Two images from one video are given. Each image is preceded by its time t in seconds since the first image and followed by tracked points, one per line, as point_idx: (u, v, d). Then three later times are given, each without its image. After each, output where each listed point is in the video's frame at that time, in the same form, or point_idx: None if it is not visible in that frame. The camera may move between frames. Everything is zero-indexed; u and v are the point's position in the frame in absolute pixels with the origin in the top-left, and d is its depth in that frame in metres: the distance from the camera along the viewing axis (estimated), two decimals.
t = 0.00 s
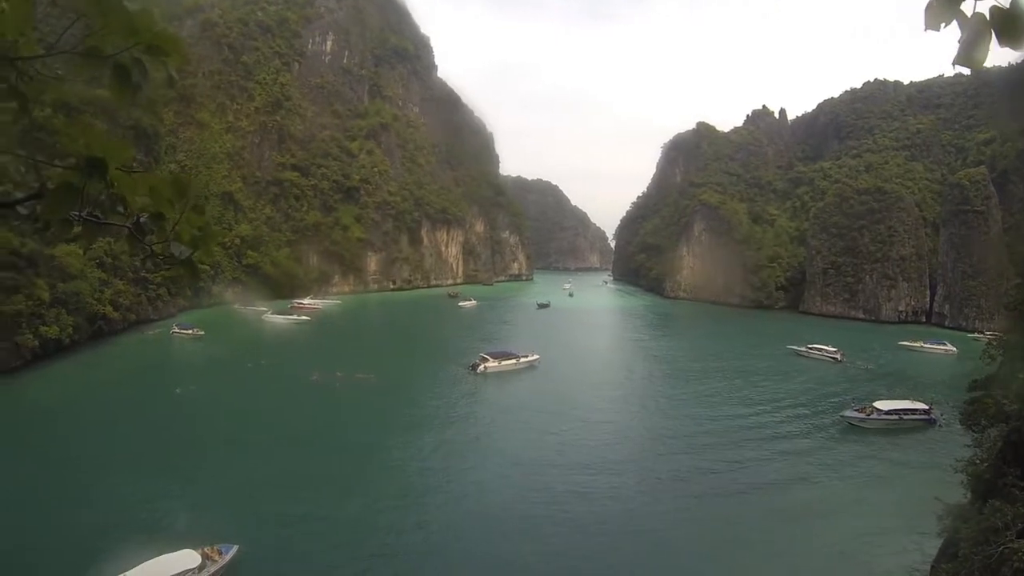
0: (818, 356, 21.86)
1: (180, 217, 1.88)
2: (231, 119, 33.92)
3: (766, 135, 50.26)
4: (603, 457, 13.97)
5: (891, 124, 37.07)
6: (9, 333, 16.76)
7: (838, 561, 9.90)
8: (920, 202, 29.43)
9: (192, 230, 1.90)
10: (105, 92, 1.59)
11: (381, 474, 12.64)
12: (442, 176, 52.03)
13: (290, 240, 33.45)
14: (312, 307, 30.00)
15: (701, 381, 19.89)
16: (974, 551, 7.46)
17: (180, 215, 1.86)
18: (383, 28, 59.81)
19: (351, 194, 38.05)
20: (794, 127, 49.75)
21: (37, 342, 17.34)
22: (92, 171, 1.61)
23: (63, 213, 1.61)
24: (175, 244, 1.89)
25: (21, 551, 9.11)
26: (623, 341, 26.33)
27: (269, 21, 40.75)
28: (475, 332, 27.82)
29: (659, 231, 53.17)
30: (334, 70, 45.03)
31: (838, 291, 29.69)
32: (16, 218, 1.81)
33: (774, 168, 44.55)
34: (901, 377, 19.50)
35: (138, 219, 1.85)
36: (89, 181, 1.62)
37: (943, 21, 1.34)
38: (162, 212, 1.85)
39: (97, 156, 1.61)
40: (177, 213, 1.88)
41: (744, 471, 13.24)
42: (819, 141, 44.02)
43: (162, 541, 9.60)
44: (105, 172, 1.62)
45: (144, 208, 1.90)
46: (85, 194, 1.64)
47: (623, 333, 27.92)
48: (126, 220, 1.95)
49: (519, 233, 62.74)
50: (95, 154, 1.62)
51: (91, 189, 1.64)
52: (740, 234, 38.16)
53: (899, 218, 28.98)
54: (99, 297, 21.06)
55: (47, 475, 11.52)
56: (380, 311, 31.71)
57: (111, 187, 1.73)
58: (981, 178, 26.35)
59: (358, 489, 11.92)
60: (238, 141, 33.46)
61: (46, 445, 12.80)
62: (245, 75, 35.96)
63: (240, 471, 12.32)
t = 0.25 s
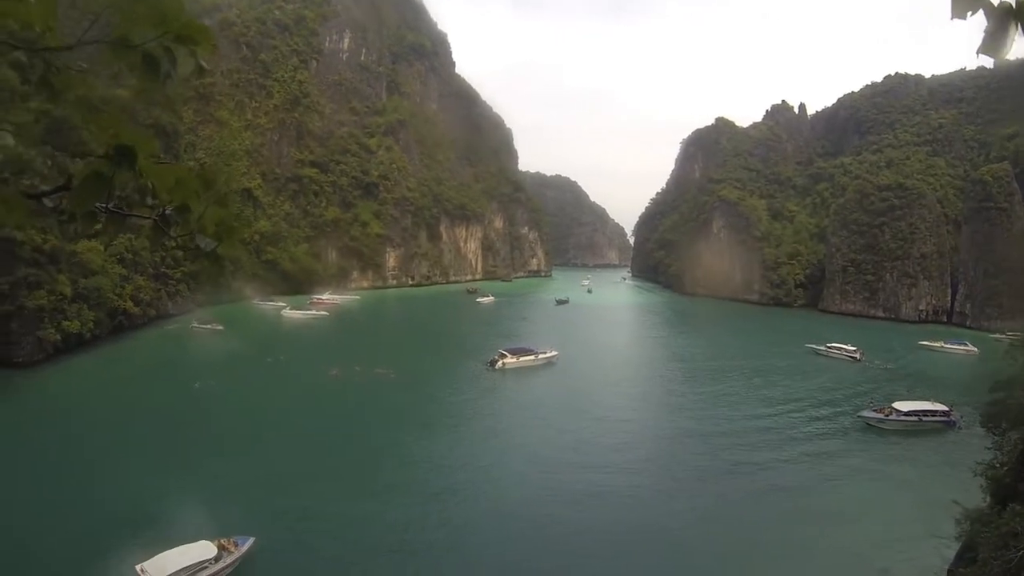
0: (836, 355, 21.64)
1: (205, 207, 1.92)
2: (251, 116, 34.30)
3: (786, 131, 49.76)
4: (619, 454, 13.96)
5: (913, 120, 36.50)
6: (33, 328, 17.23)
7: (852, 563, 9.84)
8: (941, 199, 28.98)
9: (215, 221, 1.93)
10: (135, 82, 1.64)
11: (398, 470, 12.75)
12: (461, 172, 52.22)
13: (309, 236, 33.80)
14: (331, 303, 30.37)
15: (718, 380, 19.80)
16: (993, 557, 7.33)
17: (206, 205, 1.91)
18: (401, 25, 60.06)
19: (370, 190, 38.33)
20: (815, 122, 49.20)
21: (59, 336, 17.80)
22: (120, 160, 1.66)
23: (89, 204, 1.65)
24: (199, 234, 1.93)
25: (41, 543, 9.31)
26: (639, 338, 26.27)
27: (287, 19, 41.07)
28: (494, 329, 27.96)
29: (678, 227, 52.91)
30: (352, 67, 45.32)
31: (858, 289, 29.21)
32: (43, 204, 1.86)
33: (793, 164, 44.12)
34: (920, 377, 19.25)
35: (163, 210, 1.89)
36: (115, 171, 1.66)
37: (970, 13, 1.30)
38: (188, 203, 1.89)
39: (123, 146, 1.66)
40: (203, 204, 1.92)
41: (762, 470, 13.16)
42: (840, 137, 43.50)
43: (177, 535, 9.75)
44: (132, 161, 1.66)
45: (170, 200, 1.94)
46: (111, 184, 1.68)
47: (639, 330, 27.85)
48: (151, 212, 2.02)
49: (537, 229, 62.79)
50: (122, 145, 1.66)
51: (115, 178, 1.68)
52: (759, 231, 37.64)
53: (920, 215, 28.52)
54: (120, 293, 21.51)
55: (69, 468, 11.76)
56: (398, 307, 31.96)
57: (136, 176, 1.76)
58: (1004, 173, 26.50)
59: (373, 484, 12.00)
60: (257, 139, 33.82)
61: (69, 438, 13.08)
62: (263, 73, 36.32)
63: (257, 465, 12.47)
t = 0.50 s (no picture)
0: (856, 355, 21.40)
1: (236, 193, 1.85)
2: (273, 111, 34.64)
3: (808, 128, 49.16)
4: (636, 452, 13.94)
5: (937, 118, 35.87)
6: (56, 319, 17.69)
7: (869, 567, 9.71)
8: (966, 199, 28.48)
9: (247, 207, 1.89)
10: (163, 70, 1.59)
11: (417, 464, 12.86)
12: (481, 167, 52.36)
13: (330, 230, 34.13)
14: (351, 296, 30.78)
15: (736, 379, 19.69)
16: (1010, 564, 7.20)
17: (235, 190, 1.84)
18: (422, 20, 60.20)
19: (391, 184, 38.60)
20: (839, 119, 48.52)
21: (82, 327, 18.26)
22: (152, 144, 1.66)
23: (124, 187, 1.66)
24: (228, 221, 1.89)
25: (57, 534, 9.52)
26: (656, 335, 26.19)
27: (308, 14, 41.34)
28: (514, 323, 28.10)
29: (699, 224, 52.56)
30: (373, 62, 45.56)
31: (879, 289, 28.75)
32: (75, 186, 1.87)
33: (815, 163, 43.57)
34: (942, 380, 18.97)
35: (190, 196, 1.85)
36: (149, 154, 1.67)
37: None
38: (212, 190, 1.82)
39: (157, 129, 1.66)
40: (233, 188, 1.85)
41: (780, 472, 13.02)
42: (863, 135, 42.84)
43: (190, 528, 9.89)
44: (166, 146, 1.67)
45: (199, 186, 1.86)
46: (147, 166, 1.69)
47: (657, 327, 27.76)
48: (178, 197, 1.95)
49: (557, 225, 62.77)
50: (157, 128, 1.67)
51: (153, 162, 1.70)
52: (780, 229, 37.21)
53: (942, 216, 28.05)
54: (142, 285, 21.97)
55: (87, 460, 11.98)
56: (417, 301, 32.20)
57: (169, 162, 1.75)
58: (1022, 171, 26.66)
59: (386, 479, 12.09)
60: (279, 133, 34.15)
61: (89, 430, 13.34)
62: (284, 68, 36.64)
63: (272, 458, 12.62)
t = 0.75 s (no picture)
0: (878, 353, 21.11)
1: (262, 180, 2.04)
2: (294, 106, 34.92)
3: (832, 121, 48.43)
4: (656, 449, 13.89)
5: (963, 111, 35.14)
6: (80, 314, 18.11)
7: (885, 567, 9.64)
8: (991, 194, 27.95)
9: (273, 194, 2.07)
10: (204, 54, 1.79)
11: (437, 459, 12.93)
12: (502, 161, 52.39)
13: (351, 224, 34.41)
14: (372, 290, 31.11)
15: (757, 374, 19.54)
16: None
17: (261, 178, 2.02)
18: (441, 14, 60.17)
19: (411, 179, 38.79)
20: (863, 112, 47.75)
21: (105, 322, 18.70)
22: (188, 132, 1.85)
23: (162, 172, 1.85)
24: (256, 210, 2.07)
25: (81, 525, 9.79)
26: (676, 330, 26.06)
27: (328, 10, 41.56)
28: (535, 318, 28.16)
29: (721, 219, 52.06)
30: (392, 57, 45.71)
31: (903, 285, 28.32)
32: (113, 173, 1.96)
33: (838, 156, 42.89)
34: (966, 378, 18.64)
35: (219, 186, 2.02)
36: (185, 141, 1.85)
37: None
38: (242, 177, 2.00)
39: (191, 119, 1.85)
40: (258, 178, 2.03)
41: (801, 469, 12.91)
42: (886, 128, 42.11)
43: (208, 520, 10.11)
44: (200, 134, 1.86)
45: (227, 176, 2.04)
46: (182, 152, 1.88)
47: (676, 322, 27.61)
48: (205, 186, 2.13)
49: (578, 219, 62.58)
50: (190, 118, 1.86)
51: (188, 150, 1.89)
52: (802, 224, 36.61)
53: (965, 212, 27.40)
54: (164, 280, 22.41)
55: (109, 453, 12.27)
56: (437, 295, 32.38)
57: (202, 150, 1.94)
58: None
59: (401, 472, 12.24)
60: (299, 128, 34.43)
61: (113, 423, 13.64)
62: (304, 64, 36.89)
63: (291, 452, 12.80)
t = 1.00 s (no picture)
0: (902, 347, 20.79)
1: (298, 169, 1.78)
2: (315, 100, 35.35)
3: (855, 111, 47.83)
4: (678, 442, 13.81)
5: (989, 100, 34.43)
6: (105, 307, 18.60)
7: (901, 566, 9.51)
8: (1020, 185, 27.33)
9: (311, 183, 1.80)
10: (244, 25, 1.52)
11: (456, 452, 12.97)
12: (524, 153, 52.77)
13: (373, 216, 34.76)
14: (395, 282, 31.42)
15: (780, 367, 19.39)
16: None
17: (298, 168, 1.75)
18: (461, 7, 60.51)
19: (433, 171, 39.08)
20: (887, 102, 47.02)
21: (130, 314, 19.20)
22: (219, 113, 1.60)
23: (192, 160, 1.60)
24: (290, 203, 1.80)
25: (97, 516, 10.03)
26: (697, 322, 25.95)
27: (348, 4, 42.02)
28: (558, 309, 28.22)
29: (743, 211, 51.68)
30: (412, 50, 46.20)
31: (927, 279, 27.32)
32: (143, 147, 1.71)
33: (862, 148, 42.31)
34: (991, 373, 18.30)
35: (251, 175, 1.77)
36: (217, 124, 1.61)
37: None
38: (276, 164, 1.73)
39: (226, 98, 1.61)
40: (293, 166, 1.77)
41: (824, 466, 12.70)
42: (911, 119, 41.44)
43: (220, 513, 10.26)
44: (235, 116, 1.61)
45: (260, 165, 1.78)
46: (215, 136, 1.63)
47: (698, 314, 27.50)
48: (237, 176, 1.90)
49: (600, 210, 62.55)
50: (224, 98, 1.61)
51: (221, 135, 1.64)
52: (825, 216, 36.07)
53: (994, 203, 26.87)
54: (187, 272, 22.85)
55: (134, 445, 12.52)
56: (460, 286, 32.61)
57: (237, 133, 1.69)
58: None
59: (421, 465, 12.27)
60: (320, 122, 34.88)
61: (138, 414, 13.96)
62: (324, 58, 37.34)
63: (312, 444, 12.91)
